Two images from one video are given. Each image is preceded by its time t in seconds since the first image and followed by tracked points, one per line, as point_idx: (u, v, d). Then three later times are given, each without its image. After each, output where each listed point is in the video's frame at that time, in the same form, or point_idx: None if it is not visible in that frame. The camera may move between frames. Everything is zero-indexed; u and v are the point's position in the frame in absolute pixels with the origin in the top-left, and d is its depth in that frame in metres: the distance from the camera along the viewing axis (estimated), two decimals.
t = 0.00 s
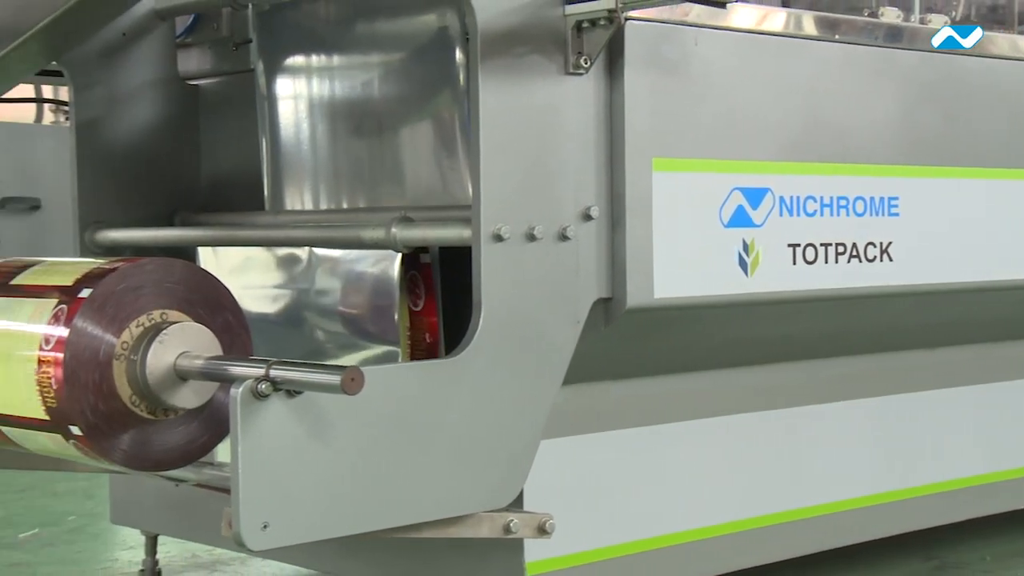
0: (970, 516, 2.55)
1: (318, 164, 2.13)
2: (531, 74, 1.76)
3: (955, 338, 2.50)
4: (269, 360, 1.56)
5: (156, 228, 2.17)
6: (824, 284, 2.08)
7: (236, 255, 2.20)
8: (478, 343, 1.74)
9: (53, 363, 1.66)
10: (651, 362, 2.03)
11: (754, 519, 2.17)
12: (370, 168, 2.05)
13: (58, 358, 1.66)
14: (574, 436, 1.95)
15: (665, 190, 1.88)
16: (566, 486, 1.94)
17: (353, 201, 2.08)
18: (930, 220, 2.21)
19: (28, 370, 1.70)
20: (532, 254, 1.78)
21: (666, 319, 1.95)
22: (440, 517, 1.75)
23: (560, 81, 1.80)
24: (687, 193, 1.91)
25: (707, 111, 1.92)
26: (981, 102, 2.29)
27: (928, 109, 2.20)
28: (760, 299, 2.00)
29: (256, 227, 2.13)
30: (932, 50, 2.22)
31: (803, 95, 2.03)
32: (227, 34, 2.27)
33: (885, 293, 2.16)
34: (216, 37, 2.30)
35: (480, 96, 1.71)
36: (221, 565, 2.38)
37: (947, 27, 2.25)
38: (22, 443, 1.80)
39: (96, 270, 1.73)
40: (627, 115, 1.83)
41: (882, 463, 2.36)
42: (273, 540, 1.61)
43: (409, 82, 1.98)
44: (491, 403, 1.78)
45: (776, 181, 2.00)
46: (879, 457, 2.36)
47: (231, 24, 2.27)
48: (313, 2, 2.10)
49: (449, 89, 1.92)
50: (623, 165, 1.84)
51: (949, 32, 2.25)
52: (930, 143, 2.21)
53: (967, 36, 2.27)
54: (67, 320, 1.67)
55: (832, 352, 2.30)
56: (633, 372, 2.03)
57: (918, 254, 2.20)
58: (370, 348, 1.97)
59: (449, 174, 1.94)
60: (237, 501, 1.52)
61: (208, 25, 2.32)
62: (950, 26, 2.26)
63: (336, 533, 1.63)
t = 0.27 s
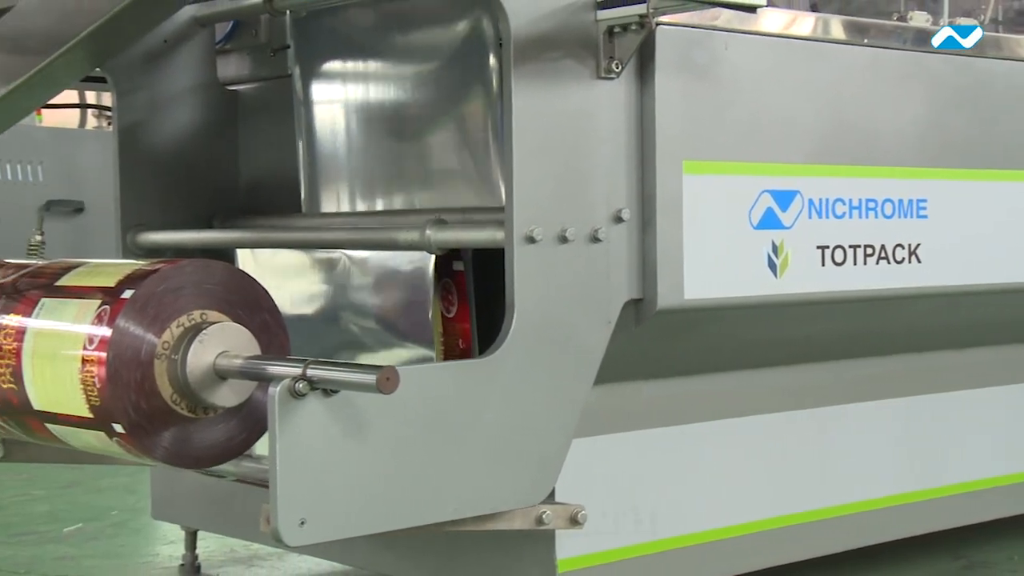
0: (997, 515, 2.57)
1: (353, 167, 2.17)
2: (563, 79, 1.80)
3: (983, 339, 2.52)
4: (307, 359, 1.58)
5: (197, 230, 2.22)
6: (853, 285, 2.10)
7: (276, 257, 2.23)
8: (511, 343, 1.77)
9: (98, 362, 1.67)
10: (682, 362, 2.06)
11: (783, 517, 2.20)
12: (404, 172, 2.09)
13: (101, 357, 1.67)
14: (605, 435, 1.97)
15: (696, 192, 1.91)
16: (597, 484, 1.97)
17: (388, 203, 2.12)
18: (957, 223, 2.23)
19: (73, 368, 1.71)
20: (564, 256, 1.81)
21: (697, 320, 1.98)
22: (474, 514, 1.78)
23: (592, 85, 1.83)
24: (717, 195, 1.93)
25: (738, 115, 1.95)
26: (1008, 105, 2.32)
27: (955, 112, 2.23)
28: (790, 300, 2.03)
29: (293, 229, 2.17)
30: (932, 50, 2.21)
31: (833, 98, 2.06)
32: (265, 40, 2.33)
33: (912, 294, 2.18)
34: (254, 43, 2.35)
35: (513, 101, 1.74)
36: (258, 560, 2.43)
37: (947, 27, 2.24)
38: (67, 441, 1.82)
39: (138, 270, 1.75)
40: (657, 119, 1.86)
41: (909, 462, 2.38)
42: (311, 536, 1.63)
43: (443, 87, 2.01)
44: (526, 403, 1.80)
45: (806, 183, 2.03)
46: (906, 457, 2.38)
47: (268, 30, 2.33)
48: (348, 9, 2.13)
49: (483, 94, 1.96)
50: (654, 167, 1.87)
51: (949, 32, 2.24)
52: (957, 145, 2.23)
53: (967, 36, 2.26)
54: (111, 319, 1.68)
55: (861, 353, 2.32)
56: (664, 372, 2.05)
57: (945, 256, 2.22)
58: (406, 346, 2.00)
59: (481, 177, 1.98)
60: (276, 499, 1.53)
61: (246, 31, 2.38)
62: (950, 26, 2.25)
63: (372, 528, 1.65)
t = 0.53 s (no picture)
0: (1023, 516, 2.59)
1: (386, 172, 2.20)
2: (592, 86, 1.82)
3: (1008, 341, 2.54)
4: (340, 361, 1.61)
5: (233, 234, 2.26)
6: (879, 288, 2.12)
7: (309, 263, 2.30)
8: (540, 345, 1.80)
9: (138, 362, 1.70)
10: (708, 364, 2.08)
11: (809, 517, 2.22)
12: (435, 177, 2.13)
13: (141, 358, 1.70)
14: (633, 435, 2.00)
15: (723, 197, 1.94)
16: (625, 484, 1.99)
17: (419, 208, 2.16)
18: (981, 226, 2.25)
19: (113, 368, 1.73)
20: (593, 259, 1.84)
21: (724, 322, 2.00)
22: (503, 513, 1.81)
23: (620, 92, 1.86)
24: (744, 200, 1.96)
25: (764, 120, 1.98)
26: None
27: (980, 117, 2.26)
28: (815, 303, 2.05)
29: (327, 232, 2.21)
30: (931, 51, 2.18)
31: (858, 104, 2.08)
32: (300, 48, 2.36)
33: (937, 296, 2.21)
34: (289, 51, 2.39)
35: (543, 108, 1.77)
36: (292, 557, 2.47)
37: (947, 27, 2.21)
38: (108, 441, 1.84)
39: (177, 273, 1.77)
40: (685, 124, 1.89)
41: (936, 463, 2.41)
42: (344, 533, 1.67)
43: (474, 94, 2.05)
44: (555, 404, 1.83)
45: (832, 188, 2.05)
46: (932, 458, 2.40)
47: (303, 38, 2.36)
48: (381, 17, 2.18)
49: (514, 100, 1.99)
50: (681, 172, 1.90)
51: (949, 32, 2.20)
52: (981, 149, 2.26)
53: (967, 36, 2.22)
54: (150, 322, 1.71)
55: (887, 355, 2.34)
56: (692, 373, 2.08)
57: (970, 259, 2.25)
58: (436, 339, 2.07)
59: (512, 181, 2.01)
60: (310, 499, 1.55)
61: (282, 39, 2.40)
62: (950, 26, 2.21)
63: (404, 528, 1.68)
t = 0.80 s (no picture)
0: None
1: (415, 177, 2.24)
2: (618, 93, 1.85)
3: None
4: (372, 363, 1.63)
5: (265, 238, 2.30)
6: (904, 293, 2.14)
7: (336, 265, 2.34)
8: (567, 349, 1.82)
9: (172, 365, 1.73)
10: (733, 368, 2.11)
11: (833, 519, 2.24)
12: (463, 182, 2.16)
13: (176, 361, 1.73)
14: (660, 438, 2.03)
15: (749, 202, 1.96)
16: (652, 487, 2.01)
17: (447, 213, 2.19)
18: (1004, 230, 2.27)
19: (149, 372, 1.76)
20: (620, 264, 1.87)
21: (749, 326, 2.02)
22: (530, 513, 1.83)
23: (647, 98, 1.89)
24: (769, 205, 1.98)
25: (789, 125, 2.00)
26: None
27: (1003, 123, 2.28)
28: (840, 307, 2.07)
29: (357, 237, 2.25)
30: (932, 51, 2.18)
31: (882, 111, 2.11)
32: (331, 56, 2.42)
33: (961, 300, 2.23)
34: (320, 59, 2.45)
35: (571, 114, 1.79)
36: (322, 557, 2.51)
37: (947, 27, 2.21)
38: (142, 440, 1.88)
39: (211, 277, 1.80)
40: (710, 130, 1.91)
41: (960, 466, 2.43)
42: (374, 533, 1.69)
43: (502, 101, 2.08)
44: (582, 407, 1.86)
45: (856, 193, 2.07)
46: (956, 460, 2.42)
47: (334, 46, 2.42)
48: (409, 25, 2.22)
49: (541, 106, 2.02)
50: (707, 177, 1.92)
51: (949, 32, 2.21)
52: (1005, 154, 2.28)
53: (967, 36, 2.23)
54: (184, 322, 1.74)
55: (912, 359, 2.36)
56: (718, 377, 2.10)
57: (993, 263, 2.27)
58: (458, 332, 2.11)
59: (540, 187, 2.03)
60: (341, 499, 1.58)
61: (313, 47, 2.47)
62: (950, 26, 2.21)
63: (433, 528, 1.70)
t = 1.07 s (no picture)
0: None
1: (448, 181, 2.27)
2: (648, 97, 1.88)
3: None
4: (406, 363, 1.67)
5: (302, 241, 2.35)
6: (931, 294, 2.16)
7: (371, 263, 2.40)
8: (598, 349, 1.85)
9: (206, 362, 1.76)
10: (761, 368, 2.13)
11: (860, 519, 2.27)
12: (494, 186, 2.19)
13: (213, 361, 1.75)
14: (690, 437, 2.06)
15: (777, 204, 1.98)
16: (681, 485, 2.04)
17: (479, 216, 2.22)
18: None
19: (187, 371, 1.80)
20: (649, 266, 1.89)
21: (777, 326, 2.05)
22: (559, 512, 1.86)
23: (676, 102, 1.91)
24: (797, 207, 2.01)
25: (817, 128, 2.03)
26: None
27: None
28: (868, 308, 2.09)
29: (391, 239, 2.29)
30: (931, 52, 2.17)
31: (909, 114, 2.13)
32: (365, 62, 2.45)
33: (988, 302, 2.25)
34: (354, 65, 2.47)
35: (601, 120, 1.82)
36: (357, 552, 2.58)
37: (947, 27, 2.20)
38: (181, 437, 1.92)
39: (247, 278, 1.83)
40: (739, 134, 1.94)
41: (987, 466, 2.45)
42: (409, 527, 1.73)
43: (533, 105, 2.11)
44: (613, 407, 1.88)
45: (883, 195, 2.10)
46: (983, 460, 2.44)
47: (367, 52, 2.45)
48: (443, 31, 2.26)
49: (571, 110, 2.05)
50: (736, 180, 1.95)
51: (949, 32, 2.19)
52: None
53: (967, 37, 2.21)
54: (222, 324, 1.77)
55: (939, 360, 2.38)
56: (746, 377, 2.12)
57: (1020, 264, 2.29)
58: (490, 347, 2.15)
59: (570, 191, 2.06)
60: (377, 496, 1.61)
61: (347, 52, 2.48)
62: (950, 26, 2.20)
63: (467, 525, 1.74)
